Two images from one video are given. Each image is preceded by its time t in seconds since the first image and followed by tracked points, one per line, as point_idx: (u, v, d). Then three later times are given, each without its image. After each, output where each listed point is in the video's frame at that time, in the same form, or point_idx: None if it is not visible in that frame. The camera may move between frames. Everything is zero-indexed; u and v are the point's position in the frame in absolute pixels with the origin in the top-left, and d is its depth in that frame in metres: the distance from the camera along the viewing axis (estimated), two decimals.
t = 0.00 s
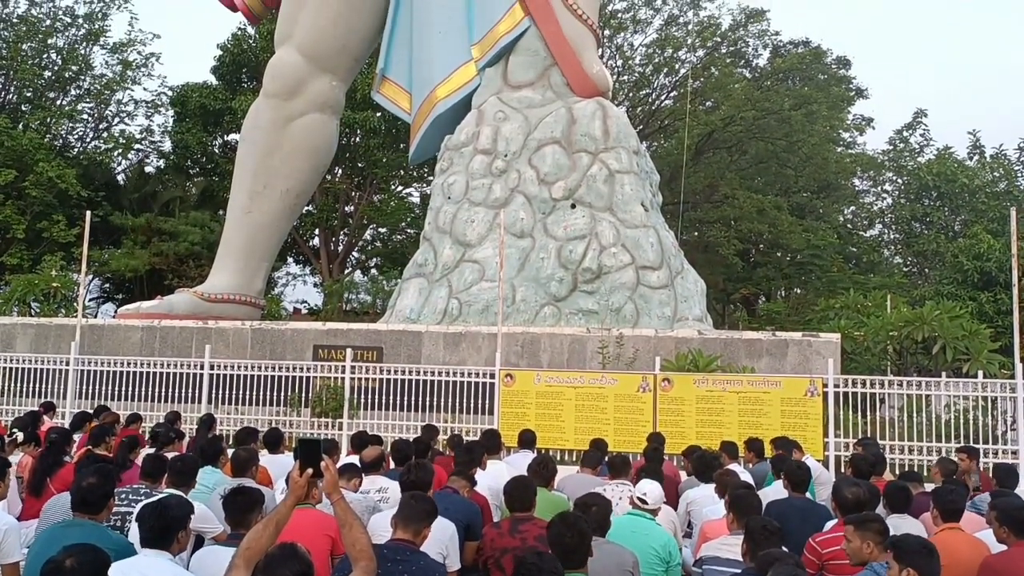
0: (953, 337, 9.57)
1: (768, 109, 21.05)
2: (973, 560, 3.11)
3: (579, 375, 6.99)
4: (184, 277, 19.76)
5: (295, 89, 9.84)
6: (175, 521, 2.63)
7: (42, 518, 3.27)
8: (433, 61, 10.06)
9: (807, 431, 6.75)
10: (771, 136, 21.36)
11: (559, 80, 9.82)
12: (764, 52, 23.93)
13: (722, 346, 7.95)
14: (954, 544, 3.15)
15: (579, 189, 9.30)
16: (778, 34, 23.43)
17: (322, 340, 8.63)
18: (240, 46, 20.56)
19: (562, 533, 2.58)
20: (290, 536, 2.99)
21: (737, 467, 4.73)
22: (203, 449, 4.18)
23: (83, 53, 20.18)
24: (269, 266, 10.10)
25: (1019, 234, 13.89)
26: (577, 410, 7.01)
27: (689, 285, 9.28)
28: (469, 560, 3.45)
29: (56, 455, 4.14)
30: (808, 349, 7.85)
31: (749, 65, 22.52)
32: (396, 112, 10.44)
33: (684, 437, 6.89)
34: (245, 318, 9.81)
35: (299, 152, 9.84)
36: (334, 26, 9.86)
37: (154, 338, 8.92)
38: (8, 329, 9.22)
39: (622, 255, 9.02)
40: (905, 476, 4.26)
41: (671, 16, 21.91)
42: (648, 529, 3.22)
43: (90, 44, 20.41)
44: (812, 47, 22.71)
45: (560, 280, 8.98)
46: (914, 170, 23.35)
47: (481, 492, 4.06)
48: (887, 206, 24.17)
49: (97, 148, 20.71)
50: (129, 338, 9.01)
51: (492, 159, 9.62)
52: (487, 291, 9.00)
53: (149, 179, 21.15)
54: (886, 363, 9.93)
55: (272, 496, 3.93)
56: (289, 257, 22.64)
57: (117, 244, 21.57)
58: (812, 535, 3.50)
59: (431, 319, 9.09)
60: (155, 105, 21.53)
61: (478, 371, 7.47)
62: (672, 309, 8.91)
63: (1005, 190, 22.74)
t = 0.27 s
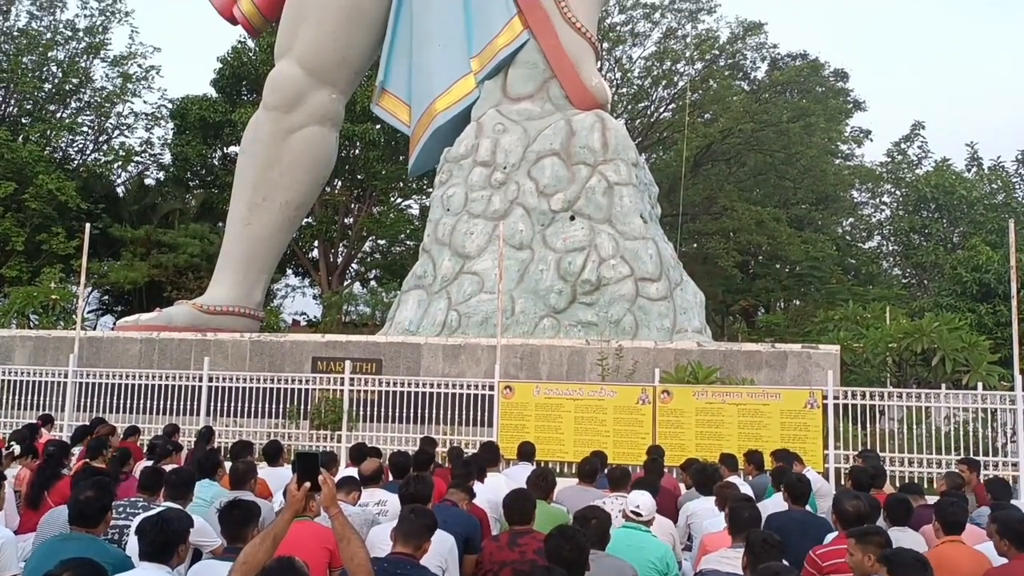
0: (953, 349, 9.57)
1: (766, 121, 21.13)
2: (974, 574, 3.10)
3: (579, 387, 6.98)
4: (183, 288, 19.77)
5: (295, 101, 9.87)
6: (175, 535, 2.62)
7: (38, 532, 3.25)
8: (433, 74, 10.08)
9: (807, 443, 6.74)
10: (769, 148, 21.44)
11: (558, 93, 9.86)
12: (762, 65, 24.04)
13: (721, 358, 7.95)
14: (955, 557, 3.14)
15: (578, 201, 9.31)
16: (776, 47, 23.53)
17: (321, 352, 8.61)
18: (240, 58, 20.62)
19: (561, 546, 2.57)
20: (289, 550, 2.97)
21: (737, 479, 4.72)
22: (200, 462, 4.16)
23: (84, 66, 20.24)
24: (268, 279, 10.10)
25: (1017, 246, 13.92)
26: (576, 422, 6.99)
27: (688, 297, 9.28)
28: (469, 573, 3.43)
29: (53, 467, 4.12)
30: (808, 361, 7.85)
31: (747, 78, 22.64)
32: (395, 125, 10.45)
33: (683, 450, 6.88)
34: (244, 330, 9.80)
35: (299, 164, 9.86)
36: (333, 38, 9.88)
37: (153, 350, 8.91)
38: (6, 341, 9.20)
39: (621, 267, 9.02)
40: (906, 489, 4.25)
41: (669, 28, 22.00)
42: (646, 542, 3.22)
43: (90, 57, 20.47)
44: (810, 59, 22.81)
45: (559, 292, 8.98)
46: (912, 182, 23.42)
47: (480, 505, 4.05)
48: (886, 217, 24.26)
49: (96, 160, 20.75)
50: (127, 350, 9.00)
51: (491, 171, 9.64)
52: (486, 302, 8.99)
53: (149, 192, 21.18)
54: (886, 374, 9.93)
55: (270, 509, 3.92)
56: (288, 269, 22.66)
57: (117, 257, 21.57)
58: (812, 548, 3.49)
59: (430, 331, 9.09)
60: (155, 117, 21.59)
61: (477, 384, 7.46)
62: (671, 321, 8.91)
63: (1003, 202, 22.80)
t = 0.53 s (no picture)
0: (953, 361, 9.56)
1: (765, 134, 21.19)
2: None
3: (578, 399, 6.97)
4: (182, 300, 19.77)
5: (295, 114, 9.89)
6: (174, 548, 2.62)
7: (36, 545, 3.24)
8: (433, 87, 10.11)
9: (808, 455, 6.73)
10: (768, 160, 21.50)
11: (558, 106, 9.88)
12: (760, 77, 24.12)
13: (721, 370, 7.94)
14: (957, 571, 3.13)
15: (577, 214, 9.32)
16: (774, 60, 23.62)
17: (321, 364, 8.60)
18: (240, 71, 20.69)
19: (560, 560, 2.56)
20: (285, 563, 2.96)
21: (737, 492, 4.71)
22: (199, 475, 4.15)
23: (85, 78, 20.30)
24: (267, 290, 10.10)
25: (1016, 258, 13.95)
26: (576, 434, 6.98)
27: (688, 309, 9.28)
28: None
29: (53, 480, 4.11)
30: (807, 373, 7.84)
31: (745, 90, 22.73)
32: (395, 137, 10.46)
33: (684, 462, 6.86)
34: (244, 341, 9.80)
35: (299, 177, 9.88)
36: (333, 50, 9.90)
37: (152, 362, 8.90)
38: (6, 353, 9.19)
39: (620, 279, 9.02)
40: (906, 502, 4.24)
41: (668, 41, 22.09)
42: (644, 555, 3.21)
43: (91, 69, 20.53)
44: (809, 72, 22.89)
45: (558, 304, 8.98)
46: (911, 195, 23.47)
47: (480, 518, 4.04)
48: (885, 230, 24.30)
49: (96, 172, 20.78)
50: (126, 362, 8.99)
51: (491, 183, 9.65)
52: (486, 314, 8.99)
53: (149, 204, 21.20)
54: (886, 387, 9.91)
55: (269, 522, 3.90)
56: (288, 281, 22.66)
57: (116, 269, 21.58)
58: (813, 561, 3.47)
59: (429, 343, 9.08)
60: (156, 129, 21.64)
61: (477, 396, 7.45)
62: (670, 332, 8.91)
63: (1002, 214, 22.83)
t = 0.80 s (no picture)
0: (953, 372, 9.54)
1: (765, 145, 21.24)
2: None
3: (578, 411, 6.96)
4: (182, 311, 19.77)
5: (295, 125, 9.91)
6: (173, 559, 2.61)
7: (35, 557, 3.24)
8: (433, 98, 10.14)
9: (808, 467, 6.72)
10: (768, 172, 21.55)
11: (558, 117, 9.91)
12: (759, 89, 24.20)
13: (721, 382, 7.93)
14: None
15: (577, 225, 9.33)
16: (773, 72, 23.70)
17: (320, 375, 8.59)
18: (241, 83, 20.76)
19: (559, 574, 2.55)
20: None
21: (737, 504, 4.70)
22: (198, 486, 4.14)
23: (86, 90, 20.36)
24: (267, 302, 10.11)
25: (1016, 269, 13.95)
26: (576, 446, 6.96)
27: (687, 319, 9.29)
28: None
29: (52, 491, 4.11)
30: (807, 384, 7.83)
31: (744, 102, 22.81)
32: (395, 148, 10.49)
33: (684, 474, 6.84)
34: (243, 352, 9.80)
35: (299, 189, 9.90)
36: (333, 62, 9.92)
37: (151, 373, 8.88)
38: (5, 364, 9.18)
39: (620, 290, 9.02)
40: (907, 514, 4.23)
41: (667, 53, 22.16)
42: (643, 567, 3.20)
43: (92, 81, 20.59)
44: (807, 84, 22.96)
45: (558, 315, 8.97)
46: (910, 206, 23.51)
47: (480, 530, 4.03)
48: (884, 241, 24.35)
49: (97, 183, 20.81)
50: (126, 373, 8.97)
51: (491, 195, 9.66)
52: (486, 325, 8.98)
53: (149, 215, 21.22)
54: (886, 398, 9.90)
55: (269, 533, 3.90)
56: (288, 291, 22.67)
57: (116, 280, 21.58)
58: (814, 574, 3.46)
59: (429, 354, 9.07)
60: (156, 141, 21.69)
61: (477, 407, 7.44)
62: (670, 343, 8.90)
63: (1001, 225, 22.85)
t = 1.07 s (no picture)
0: (953, 384, 9.53)
1: (764, 156, 21.31)
2: None
3: (579, 422, 6.95)
4: (182, 322, 19.77)
5: (295, 136, 9.93)
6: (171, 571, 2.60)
7: (32, 570, 3.23)
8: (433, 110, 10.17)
9: (809, 479, 6.68)
10: (768, 183, 21.60)
11: (558, 129, 9.92)
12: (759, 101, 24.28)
13: (721, 393, 7.92)
14: None
15: (577, 236, 9.33)
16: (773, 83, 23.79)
17: (320, 386, 8.57)
18: (243, 94, 20.83)
19: None
20: None
21: (738, 516, 4.68)
22: (198, 497, 4.14)
23: (87, 101, 20.42)
24: (267, 312, 10.11)
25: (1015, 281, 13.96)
26: (576, 457, 6.95)
27: (687, 330, 9.28)
28: None
29: (51, 504, 4.09)
30: (808, 396, 7.82)
31: (744, 113, 22.89)
32: (395, 159, 10.51)
33: (684, 485, 6.81)
34: (243, 363, 9.80)
35: (299, 199, 9.91)
36: (334, 74, 9.93)
37: (151, 384, 8.87)
38: (5, 375, 9.18)
39: (620, 301, 9.01)
40: (908, 526, 4.22)
41: (667, 65, 22.23)
42: None
43: (94, 92, 20.66)
44: (807, 96, 23.03)
45: (558, 326, 8.97)
46: (909, 218, 23.55)
47: (480, 543, 4.01)
48: (884, 252, 24.39)
49: (98, 194, 20.84)
50: (125, 384, 8.96)
51: (491, 206, 9.67)
52: (486, 336, 8.97)
53: (150, 226, 21.24)
54: (887, 410, 9.89)
55: (267, 545, 3.89)
56: (288, 302, 22.68)
57: (117, 290, 21.58)
58: None
59: (429, 365, 9.07)
60: (158, 152, 21.74)
61: (477, 418, 7.43)
62: (670, 354, 8.89)
63: (1001, 236, 22.88)
